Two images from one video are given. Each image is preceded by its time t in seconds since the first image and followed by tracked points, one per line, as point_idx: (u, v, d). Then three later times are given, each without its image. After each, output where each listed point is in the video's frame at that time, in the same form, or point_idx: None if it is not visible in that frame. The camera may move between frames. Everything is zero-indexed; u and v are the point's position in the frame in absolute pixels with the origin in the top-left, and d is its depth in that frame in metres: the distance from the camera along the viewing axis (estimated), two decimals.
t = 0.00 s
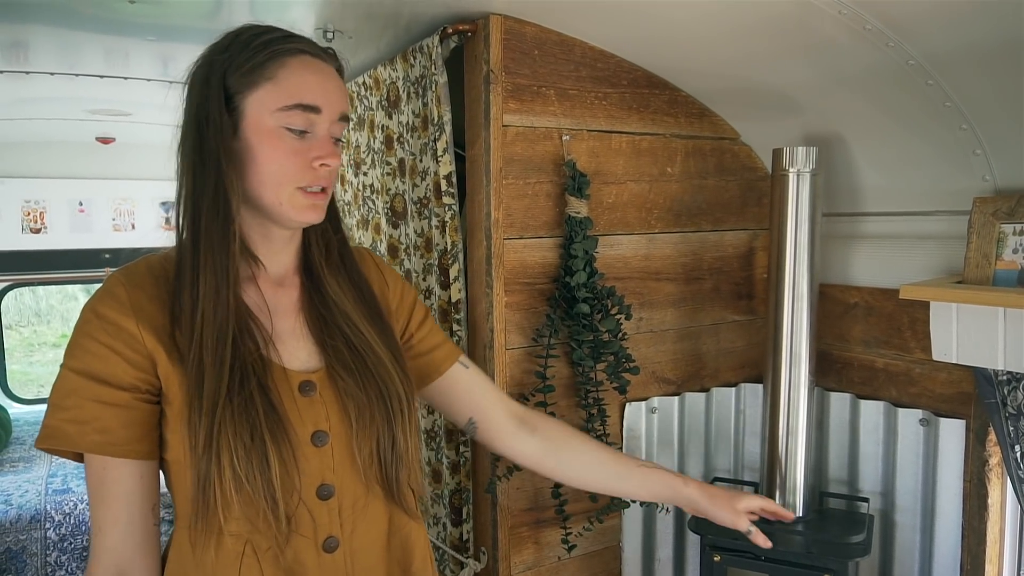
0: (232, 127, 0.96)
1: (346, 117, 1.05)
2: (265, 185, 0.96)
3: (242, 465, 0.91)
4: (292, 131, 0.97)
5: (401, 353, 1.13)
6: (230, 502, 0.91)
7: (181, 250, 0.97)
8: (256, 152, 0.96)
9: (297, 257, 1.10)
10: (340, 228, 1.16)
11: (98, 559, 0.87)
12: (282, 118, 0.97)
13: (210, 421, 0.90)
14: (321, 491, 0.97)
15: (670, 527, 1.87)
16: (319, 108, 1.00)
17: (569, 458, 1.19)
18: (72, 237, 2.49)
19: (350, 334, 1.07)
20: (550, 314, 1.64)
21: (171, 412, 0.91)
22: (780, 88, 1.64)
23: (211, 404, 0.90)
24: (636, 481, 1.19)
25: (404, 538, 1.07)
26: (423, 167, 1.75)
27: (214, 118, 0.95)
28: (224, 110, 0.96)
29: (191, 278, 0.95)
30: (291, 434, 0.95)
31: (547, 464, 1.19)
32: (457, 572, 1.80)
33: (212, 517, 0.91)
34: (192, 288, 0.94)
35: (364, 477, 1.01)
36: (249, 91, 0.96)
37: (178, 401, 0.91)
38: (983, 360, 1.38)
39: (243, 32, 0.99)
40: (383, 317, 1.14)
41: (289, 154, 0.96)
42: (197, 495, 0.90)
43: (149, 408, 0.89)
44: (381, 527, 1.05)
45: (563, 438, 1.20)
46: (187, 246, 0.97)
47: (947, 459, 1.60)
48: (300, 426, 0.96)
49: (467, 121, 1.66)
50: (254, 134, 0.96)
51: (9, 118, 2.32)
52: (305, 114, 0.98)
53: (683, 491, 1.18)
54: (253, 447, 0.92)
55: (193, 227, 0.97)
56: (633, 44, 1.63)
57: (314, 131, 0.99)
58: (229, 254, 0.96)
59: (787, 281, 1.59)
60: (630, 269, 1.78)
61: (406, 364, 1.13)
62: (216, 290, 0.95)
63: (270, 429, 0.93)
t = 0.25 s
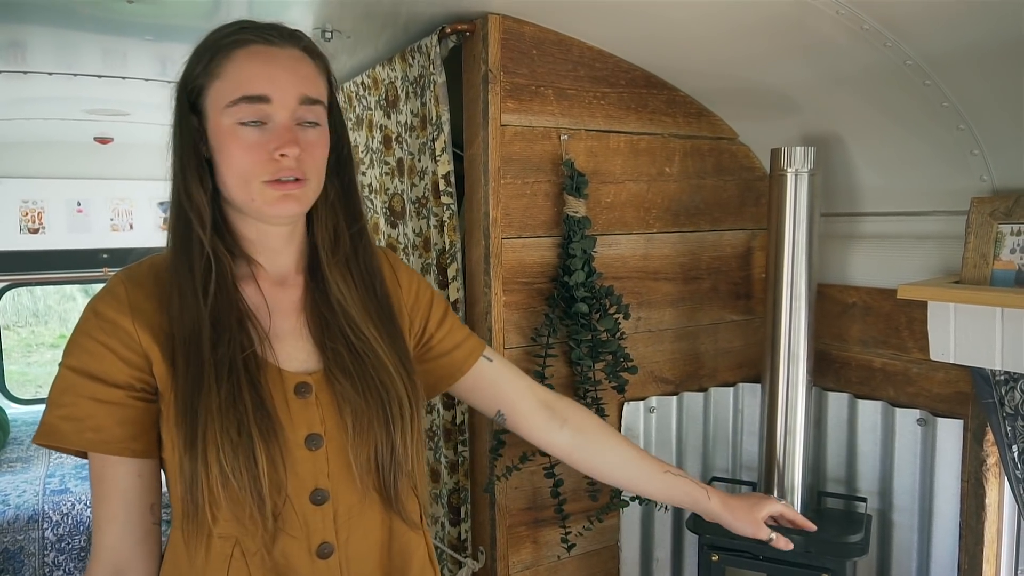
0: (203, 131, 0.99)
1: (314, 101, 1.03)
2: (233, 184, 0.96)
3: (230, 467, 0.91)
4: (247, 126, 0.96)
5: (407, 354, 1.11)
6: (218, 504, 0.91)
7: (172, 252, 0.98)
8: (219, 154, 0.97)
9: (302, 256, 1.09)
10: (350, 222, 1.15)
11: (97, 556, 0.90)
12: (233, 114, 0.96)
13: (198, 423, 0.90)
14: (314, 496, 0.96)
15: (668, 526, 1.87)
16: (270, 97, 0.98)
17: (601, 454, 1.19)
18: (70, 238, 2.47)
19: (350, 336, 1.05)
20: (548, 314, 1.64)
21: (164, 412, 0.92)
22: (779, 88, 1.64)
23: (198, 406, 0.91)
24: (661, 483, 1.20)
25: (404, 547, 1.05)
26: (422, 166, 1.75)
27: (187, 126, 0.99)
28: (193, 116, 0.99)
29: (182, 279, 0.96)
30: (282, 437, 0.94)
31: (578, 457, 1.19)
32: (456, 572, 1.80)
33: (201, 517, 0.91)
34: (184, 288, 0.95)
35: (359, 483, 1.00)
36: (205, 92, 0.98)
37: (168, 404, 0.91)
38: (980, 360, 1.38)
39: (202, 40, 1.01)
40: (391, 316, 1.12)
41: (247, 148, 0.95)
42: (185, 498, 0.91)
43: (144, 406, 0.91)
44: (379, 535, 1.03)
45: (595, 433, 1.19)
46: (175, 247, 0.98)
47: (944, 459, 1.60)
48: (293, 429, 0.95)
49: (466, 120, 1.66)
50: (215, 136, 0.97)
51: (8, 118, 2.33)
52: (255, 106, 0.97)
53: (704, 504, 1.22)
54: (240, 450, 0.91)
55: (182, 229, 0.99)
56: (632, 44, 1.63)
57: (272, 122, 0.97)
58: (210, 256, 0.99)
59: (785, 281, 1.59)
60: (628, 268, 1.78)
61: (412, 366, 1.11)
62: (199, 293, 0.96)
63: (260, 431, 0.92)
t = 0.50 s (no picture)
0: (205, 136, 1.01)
1: (314, 96, 1.02)
2: (238, 186, 0.96)
3: (222, 465, 0.92)
4: (241, 130, 0.96)
5: (414, 351, 1.10)
6: (209, 502, 0.93)
7: (178, 251, 1.00)
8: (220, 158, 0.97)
9: (312, 251, 1.08)
10: (361, 212, 1.13)
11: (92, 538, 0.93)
12: (228, 119, 0.96)
13: (191, 419, 0.92)
14: (306, 496, 0.96)
15: (667, 522, 1.87)
16: (258, 97, 0.97)
17: (623, 443, 1.19)
18: (68, 235, 2.48)
19: (355, 333, 1.04)
20: (547, 309, 1.64)
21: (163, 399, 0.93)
22: (778, 84, 1.64)
23: (194, 403, 0.92)
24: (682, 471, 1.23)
25: (399, 549, 1.05)
26: (421, 162, 1.75)
27: (190, 133, 1.01)
28: (193, 122, 1.01)
29: (183, 279, 0.97)
30: (276, 436, 0.95)
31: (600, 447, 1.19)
32: (455, 568, 1.80)
33: (191, 510, 0.93)
34: (183, 285, 0.97)
35: (354, 484, 1.00)
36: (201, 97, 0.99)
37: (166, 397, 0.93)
38: (978, 356, 1.38)
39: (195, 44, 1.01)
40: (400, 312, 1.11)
41: (245, 150, 0.95)
42: (175, 496, 0.92)
43: (144, 394, 0.93)
44: (374, 535, 1.03)
45: (618, 422, 1.20)
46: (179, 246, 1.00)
47: (943, 455, 1.60)
48: (289, 427, 0.96)
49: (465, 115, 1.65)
50: (215, 142, 0.98)
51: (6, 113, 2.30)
52: (246, 110, 0.97)
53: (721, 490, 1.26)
54: (232, 449, 0.92)
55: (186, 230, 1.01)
56: (631, 40, 1.63)
57: (265, 121, 0.97)
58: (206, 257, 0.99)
59: (784, 276, 1.59)
60: (627, 264, 1.78)
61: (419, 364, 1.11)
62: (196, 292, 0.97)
63: (255, 428, 0.93)
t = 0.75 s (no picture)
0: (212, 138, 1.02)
1: (315, 92, 1.02)
2: (243, 188, 0.97)
3: (219, 462, 0.93)
4: (245, 130, 0.97)
5: (414, 352, 1.11)
6: (204, 499, 0.93)
7: (184, 249, 1.01)
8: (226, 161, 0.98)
9: (318, 251, 1.09)
10: (367, 212, 1.14)
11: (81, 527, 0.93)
12: (233, 119, 0.97)
13: (190, 415, 0.92)
14: (302, 495, 0.97)
15: (666, 520, 1.87)
16: (259, 98, 0.97)
17: (629, 438, 1.23)
18: (68, 232, 2.48)
19: (356, 332, 1.05)
20: (547, 307, 1.64)
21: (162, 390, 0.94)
22: (778, 82, 1.64)
23: (194, 398, 0.93)
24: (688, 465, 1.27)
25: (393, 553, 1.05)
26: (421, 159, 1.75)
27: (199, 135, 1.02)
28: (201, 124, 1.02)
29: (184, 276, 0.98)
30: (274, 433, 0.96)
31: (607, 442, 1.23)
32: (454, 566, 1.80)
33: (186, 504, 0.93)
34: (185, 281, 0.98)
35: (350, 484, 1.01)
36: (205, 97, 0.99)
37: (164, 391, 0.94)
38: (978, 353, 1.38)
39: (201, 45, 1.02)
40: (403, 313, 1.12)
41: (250, 152, 0.96)
42: (170, 491, 0.93)
43: (142, 383, 0.94)
44: (370, 537, 1.04)
45: (624, 417, 1.24)
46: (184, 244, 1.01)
47: (942, 452, 1.61)
48: (287, 424, 0.97)
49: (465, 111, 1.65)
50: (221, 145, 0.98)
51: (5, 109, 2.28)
52: (247, 109, 0.97)
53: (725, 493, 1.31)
54: (229, 447, 0.93)
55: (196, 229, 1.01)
56: (631, 37, 1.63)
57: (267, 122, 0.97)
58: (212, 257, 1.00)
59: (784, 273, 1.59)
60: (627, 262, 1.78)
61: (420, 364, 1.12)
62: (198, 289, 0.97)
63: (255, 426, 0.94)
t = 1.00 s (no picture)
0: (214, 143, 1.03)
1: (310, 89, 1.02)
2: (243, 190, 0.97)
3: (215, 465, 0.93)
4: (245, 133, 0.97)
5: (411, 358, 1.13)
6: (199, 501, 0.93)
7: (183, 249, 1.01)
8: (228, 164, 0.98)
9: (318, 255, 1.10)
10: (367, 218, 1.15)
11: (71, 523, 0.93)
12: (232, 123, 0.97)
13: (186, 416, 0.93)
14: (294, 498, 0.98)
15: (666, 519, 1.88)
16: (257, 100, 0.98)
17: (627, 441, 1.25)
18: (68, 231, 2.48)
19: (353, 337, 1.06)
20: (547, 306, 1.65)
21: (158, 389, 0.95)
22: (778, 81, 1.64)
23: (192, 400, 0.93)
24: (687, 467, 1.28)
25: (383, 558, 1.06)
26: (420, 159, 1.75)
27: (202, 139, 1.02)
28: (203, 129, 1.02)
29: (183, 277, 0.98)
30: (270, 436, 0.96)
31: (604, 446, 1.25)
32: (454, 565, 1.81)
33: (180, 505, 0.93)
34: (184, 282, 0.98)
35: (343, 489, 1.02)
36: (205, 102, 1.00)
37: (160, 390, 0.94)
38: (978, 352, 1.38)
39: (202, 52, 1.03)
40: (399, 319, 1.14)
41: (251, 155, 0.96)
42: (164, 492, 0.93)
43: (139, 379, 0.94)
44: (360, 542, 1.05)
45: (620, 421, 1.25)
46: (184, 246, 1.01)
47: (942, 451, 1.61)
48: (283, 427, 0.98)
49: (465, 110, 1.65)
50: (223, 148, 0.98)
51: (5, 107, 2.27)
52: (242, 108, 0.97)
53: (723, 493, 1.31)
54: (225, 450, 0.93)
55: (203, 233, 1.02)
56: (630, 36, 1.63)
57: (265, 125, 0.98)
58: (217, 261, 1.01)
59: (784, 271, 1.59)
60: (627, 261, 1.78)
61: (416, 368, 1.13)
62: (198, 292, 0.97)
63: (252, 429, 0.95)
